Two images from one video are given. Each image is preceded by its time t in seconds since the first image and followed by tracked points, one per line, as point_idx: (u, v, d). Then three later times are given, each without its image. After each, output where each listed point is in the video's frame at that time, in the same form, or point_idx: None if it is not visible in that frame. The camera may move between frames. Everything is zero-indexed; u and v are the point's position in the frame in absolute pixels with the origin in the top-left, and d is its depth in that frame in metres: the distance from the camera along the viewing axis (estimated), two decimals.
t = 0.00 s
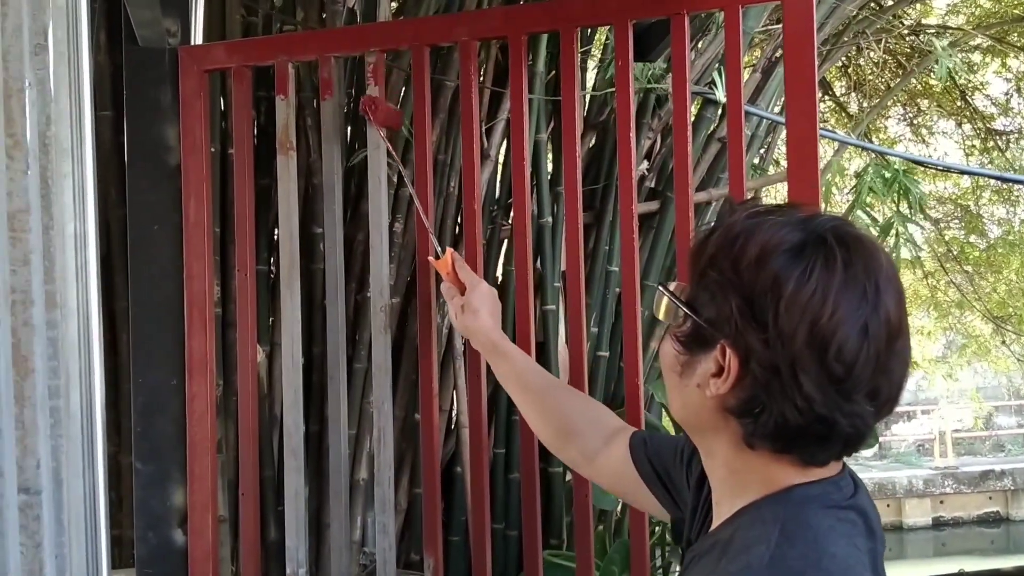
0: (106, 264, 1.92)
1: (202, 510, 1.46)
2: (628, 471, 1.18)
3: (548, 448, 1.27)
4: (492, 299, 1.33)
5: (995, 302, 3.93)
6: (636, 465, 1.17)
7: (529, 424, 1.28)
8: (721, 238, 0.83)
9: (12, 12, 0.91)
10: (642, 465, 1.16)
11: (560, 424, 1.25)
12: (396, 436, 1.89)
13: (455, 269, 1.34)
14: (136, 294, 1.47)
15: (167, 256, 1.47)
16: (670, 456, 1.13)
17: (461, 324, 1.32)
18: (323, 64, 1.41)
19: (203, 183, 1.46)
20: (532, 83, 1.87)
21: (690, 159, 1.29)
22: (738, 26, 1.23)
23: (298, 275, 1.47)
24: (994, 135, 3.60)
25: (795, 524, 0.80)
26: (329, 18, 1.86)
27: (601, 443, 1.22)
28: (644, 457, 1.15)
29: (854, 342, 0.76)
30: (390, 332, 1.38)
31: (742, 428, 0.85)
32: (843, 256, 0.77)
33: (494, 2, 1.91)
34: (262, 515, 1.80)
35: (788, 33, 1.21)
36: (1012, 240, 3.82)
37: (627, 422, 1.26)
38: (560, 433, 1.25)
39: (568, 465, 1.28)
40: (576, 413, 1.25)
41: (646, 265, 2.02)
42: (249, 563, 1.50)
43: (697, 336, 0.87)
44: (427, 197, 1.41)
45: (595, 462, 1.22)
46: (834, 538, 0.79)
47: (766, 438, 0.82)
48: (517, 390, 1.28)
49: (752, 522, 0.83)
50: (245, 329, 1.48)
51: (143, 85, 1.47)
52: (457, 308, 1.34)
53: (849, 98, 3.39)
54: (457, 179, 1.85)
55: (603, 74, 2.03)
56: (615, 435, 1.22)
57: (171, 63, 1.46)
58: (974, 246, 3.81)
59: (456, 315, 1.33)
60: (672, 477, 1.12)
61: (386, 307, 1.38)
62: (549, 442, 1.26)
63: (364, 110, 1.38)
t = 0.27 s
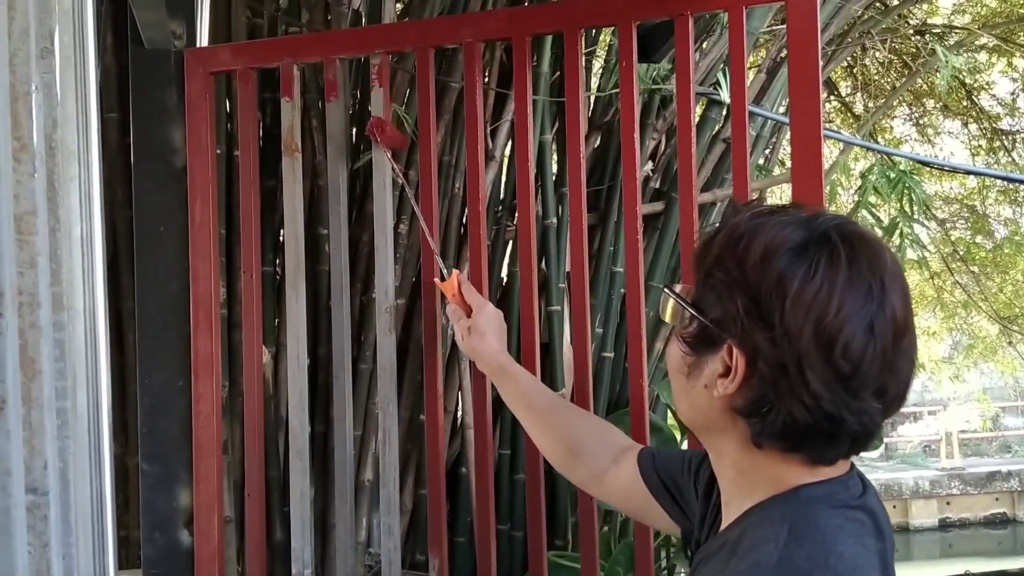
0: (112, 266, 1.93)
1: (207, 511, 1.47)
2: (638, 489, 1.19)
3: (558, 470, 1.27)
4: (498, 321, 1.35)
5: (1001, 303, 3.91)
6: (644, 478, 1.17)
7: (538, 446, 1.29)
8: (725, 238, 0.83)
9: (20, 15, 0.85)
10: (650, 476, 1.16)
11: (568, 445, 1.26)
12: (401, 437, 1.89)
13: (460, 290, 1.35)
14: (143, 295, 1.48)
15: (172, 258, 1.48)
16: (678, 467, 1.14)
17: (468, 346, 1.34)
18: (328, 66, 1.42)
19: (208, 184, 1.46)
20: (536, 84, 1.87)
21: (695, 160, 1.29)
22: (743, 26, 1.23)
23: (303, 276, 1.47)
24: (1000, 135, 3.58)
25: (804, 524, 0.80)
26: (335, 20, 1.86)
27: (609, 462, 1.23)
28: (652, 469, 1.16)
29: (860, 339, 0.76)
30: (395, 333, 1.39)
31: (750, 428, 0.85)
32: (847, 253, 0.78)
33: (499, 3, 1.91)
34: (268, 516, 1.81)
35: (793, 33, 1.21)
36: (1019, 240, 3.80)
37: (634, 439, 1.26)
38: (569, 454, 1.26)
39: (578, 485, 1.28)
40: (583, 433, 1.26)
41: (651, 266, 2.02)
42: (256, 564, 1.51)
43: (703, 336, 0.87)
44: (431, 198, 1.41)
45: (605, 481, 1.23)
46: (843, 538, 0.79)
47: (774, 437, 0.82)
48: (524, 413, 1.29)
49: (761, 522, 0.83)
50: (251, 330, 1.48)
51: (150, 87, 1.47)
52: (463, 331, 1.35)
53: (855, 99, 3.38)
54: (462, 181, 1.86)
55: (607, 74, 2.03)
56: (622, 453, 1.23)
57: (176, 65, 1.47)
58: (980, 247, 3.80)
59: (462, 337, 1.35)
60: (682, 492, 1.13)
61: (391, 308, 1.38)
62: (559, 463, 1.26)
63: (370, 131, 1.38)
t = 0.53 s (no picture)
0: (117, 270, 1.94)
1: (212, 514, 1.47)
2: (645, 510, 1.18)
3: (566, 497, 1.26)
4: (502, 349, 1.34)
5: (1006, 306, 3.88)
6: (650, 498, 1.16)
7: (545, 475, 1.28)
8: (728, 242, 0.84)
9: (27, 25, 0.86)
10: (656, 494, 1.15)
11: (575, 471, 1.25)
12: (405, 441, 1.90)
13: (464, 317, 1.32)
14: (149, 299, 1.49)
15: (178, 262, 1.48)
16: (683, 483, 1.13)
17: (472, 372, 1.32)
18: (332, 71, 1.42)
19: (213, 190, 1.47)
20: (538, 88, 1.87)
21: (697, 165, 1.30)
22: (745, 32, 1.24)
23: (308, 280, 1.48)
24: (1004, 138, 3.57)
25: (808, 526, 0.80)
26: (338, 25, 1.87)
27: (615, 484, 1.23)
28: (657, 486, 1.15)
29: (862, 342, 0.77)
30: (399, 336, 1.39)
31: (753, 430, 0.85)
32: (848, 256, 0.78)
33: (501, 8, 1.92)
34: (272, 518, 1.81)
35: (794, 39, 1.22)
36: None
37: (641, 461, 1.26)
38: (576, 481, 1.24)
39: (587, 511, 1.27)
40: (589, 460, 1.25)
41: (654, 270, 2.03)
42: (260, 566, 1.51)
43: (707, 338, 0.88)
44: (434, 203, 1.41)
45: (611, 505, 1.22)
46: (847, 539, 0.79)
47: (778, 439, 0.83)
48: (530, 439, 1.28)
49: (765, 524, 0.83)
50: (255, 333, 1.48)
51: (155, 93, 1.48)
52: (467, 357, 1.34)
53: (858, 102, 3.39)
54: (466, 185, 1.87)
55: (610, 78, 2.03)
56: (629, 476, 1.22)
57: (181, 71, 1.48)
58: (984, 249, 3.80)
59: (467, 364, 1.33)
60: (687, 509, 1.12)
61: (395, 313, 1.39)
62: (566, 490, 1.25)
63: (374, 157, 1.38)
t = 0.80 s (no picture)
0: (119, 270, 1.95)
1: (213, 514, 1.47)
2: (648, 525, 1.17)
3: (568, 514, 1.26)
4: (503, 365, 1.33)
5: (1007, 305, 3.88)
6: (653, 510, 1.16)
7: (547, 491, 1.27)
8: (725, 240, 0.84)
9: (27, 24, 0.86)
10: (658, 505, 1.15)
11: (577, 486, 1.24)
12: (408, 441, 1.90)
13: (465, 333, 1.31)
14: (150, 300, 1.49)
15: (179, 262, 1.48)
16: (685, 491, 1.13)
17: (472, 390, 1.32)
18: (333, 71, 1.42)
19: (214, 190, 1.46)
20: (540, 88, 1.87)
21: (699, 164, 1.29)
22: (746, 31, 1.24)
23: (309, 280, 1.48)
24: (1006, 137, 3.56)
25: (809, 524, 0.80)
26: (339, 25, 1.87)
27: (616, 499, 1.22)
28: (659, 497, 1.15)
29: (859, 335, 0.76)
30: (400, 336, 1.39)
31: (753, 427, 0.85)
32: (845, 251, 0.78)
33: (503, 7, 1.92)
34: (273, 519, 1.81)
35: (796, 37, 1.21)
36: None
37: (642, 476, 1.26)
38: (579, 497, 1.24)
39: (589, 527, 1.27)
40: (591, 475, 1.25)
41: (656, 271, 2.02)
42: (261, 567, 1.51)
43: (706, 337, 0.88)
44: (435, 202, 1.41)
45: (614, 521, 1.21)
46: (848, 538, 0.79)
47: (778, 436, 0.83)
48: (532, 455, 1.28)
49: (766, 523, 0.83)
50: (257, 332, 1.48)
51: (156, 93, 1.48)
52: (468, 375, 1.33)
53: (860, 101, 3.38)
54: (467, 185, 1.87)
55: (611, 77, 2.03)
56: (631, 490, 1.22)
57: (183, 71, 1.48)
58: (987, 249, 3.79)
59: (467, 382, 1.33)
60: (690, 518, 1.11)
61: (397, 313, 1.38)
62: (569, 507, 1.25)
63: (377, 172, 1.38)
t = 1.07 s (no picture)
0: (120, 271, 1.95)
1: (214, 514, 1.47)
2: (649, 536, 1.17)
3: (570, 529, 1.26)
4: (504, 382, 1.32)
5: (1009, 305, 3.88)
6: (653, 520, 1.16)
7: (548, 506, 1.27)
8: (718, 240, 0.85)
9: (27, 24, 0.84)
10: (658, 515, 1.15)
11: (578, 501, 1.24)
12: (409, 440, 1.90)
13: (466, 349, 1.31)
14: (150, 300, 1.49)
15: (179, 262, 1.49)
16: (686, 500, 1.13)
17: (472, 407, 1.32)
18: (333, 71, 1.42)
19: (215, 190, 1.46)
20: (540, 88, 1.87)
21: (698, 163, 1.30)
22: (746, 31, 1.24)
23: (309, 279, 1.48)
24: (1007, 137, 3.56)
25: (807, 522, 0.80)
26: (340, 25, 1.87)
27: (617, 511, 1.23)
28: (659, 506, 1.15)
29: (853, 331, 0.77)
30: (400, 336, 1.39)
31: (750, 425, 0.85)
32: (836, 248, 0.79)
33: (503, 8, 1.92)
34: (275, 519, 1.81)
35: (796, 37, 1.22)
36: None
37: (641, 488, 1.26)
38: (581, 512, 1.24)
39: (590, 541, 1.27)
40: (592, 489, 1.25)
41: (657, 271, 2.02)
42: (262, 566, 1.51)
43: (701, 337, 0.88)
44: (435, 201, 1.41)
45: (616, 534, 1.22)
46: (845, 535, 0.79)
47: (774, 434, 0.82)
48: (533, 472, 1.27)
49: (763, 520, 0.83)
50: (257, 332, 1.49)
51: (157, 93, 1.49)
52: (468, 392, 1.33)
53: (861, 101, 3.38)
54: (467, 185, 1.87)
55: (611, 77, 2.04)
56: (632, 503, 1.23)
57: (183, 71, 1.48)
58: (987, 249, 3.79)
59: (468, 400, 1.33)
60: (690, 527, 1.11)
61: (397, 312, 1.39)
62: (570, 522, 1.25)
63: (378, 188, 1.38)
